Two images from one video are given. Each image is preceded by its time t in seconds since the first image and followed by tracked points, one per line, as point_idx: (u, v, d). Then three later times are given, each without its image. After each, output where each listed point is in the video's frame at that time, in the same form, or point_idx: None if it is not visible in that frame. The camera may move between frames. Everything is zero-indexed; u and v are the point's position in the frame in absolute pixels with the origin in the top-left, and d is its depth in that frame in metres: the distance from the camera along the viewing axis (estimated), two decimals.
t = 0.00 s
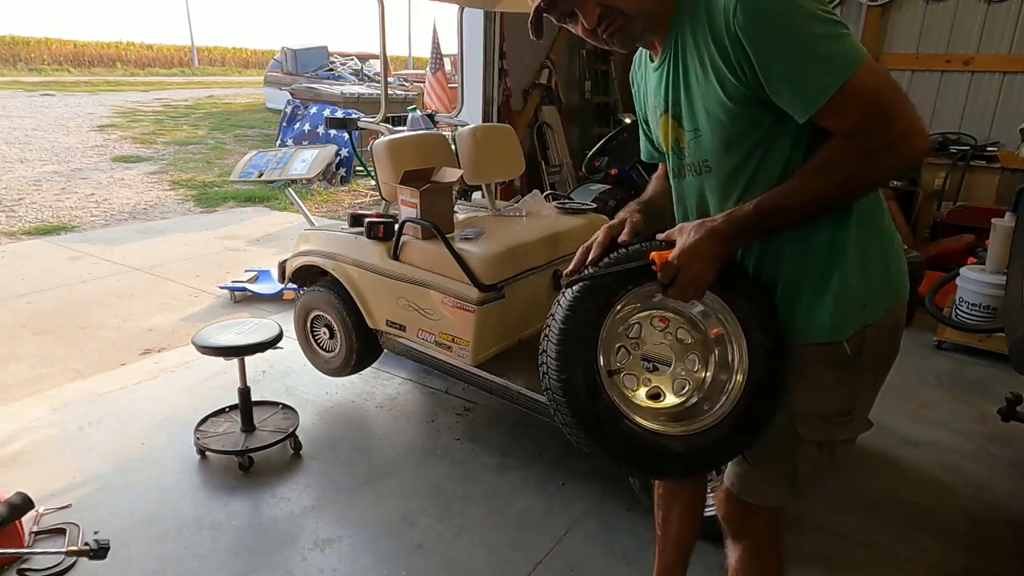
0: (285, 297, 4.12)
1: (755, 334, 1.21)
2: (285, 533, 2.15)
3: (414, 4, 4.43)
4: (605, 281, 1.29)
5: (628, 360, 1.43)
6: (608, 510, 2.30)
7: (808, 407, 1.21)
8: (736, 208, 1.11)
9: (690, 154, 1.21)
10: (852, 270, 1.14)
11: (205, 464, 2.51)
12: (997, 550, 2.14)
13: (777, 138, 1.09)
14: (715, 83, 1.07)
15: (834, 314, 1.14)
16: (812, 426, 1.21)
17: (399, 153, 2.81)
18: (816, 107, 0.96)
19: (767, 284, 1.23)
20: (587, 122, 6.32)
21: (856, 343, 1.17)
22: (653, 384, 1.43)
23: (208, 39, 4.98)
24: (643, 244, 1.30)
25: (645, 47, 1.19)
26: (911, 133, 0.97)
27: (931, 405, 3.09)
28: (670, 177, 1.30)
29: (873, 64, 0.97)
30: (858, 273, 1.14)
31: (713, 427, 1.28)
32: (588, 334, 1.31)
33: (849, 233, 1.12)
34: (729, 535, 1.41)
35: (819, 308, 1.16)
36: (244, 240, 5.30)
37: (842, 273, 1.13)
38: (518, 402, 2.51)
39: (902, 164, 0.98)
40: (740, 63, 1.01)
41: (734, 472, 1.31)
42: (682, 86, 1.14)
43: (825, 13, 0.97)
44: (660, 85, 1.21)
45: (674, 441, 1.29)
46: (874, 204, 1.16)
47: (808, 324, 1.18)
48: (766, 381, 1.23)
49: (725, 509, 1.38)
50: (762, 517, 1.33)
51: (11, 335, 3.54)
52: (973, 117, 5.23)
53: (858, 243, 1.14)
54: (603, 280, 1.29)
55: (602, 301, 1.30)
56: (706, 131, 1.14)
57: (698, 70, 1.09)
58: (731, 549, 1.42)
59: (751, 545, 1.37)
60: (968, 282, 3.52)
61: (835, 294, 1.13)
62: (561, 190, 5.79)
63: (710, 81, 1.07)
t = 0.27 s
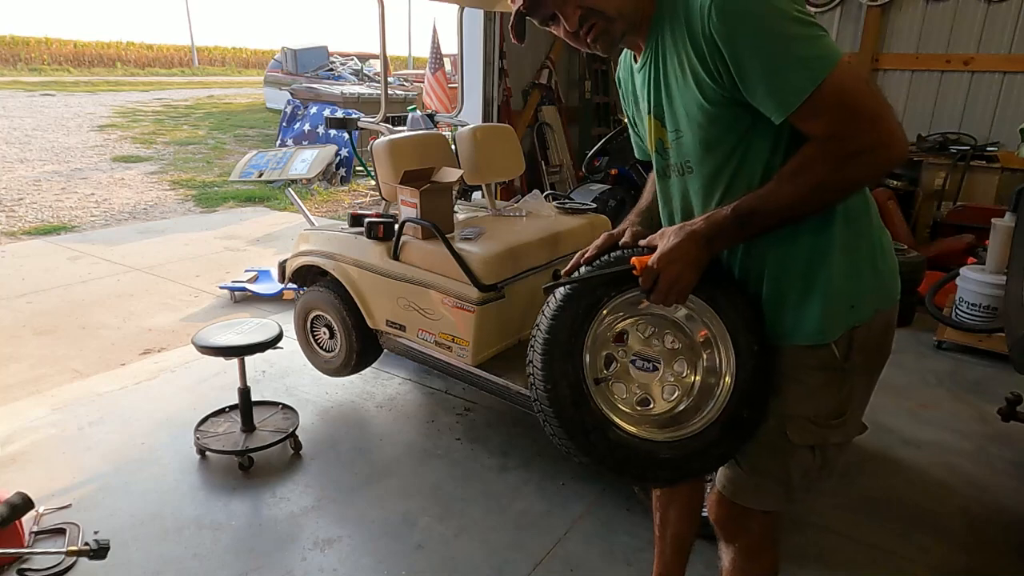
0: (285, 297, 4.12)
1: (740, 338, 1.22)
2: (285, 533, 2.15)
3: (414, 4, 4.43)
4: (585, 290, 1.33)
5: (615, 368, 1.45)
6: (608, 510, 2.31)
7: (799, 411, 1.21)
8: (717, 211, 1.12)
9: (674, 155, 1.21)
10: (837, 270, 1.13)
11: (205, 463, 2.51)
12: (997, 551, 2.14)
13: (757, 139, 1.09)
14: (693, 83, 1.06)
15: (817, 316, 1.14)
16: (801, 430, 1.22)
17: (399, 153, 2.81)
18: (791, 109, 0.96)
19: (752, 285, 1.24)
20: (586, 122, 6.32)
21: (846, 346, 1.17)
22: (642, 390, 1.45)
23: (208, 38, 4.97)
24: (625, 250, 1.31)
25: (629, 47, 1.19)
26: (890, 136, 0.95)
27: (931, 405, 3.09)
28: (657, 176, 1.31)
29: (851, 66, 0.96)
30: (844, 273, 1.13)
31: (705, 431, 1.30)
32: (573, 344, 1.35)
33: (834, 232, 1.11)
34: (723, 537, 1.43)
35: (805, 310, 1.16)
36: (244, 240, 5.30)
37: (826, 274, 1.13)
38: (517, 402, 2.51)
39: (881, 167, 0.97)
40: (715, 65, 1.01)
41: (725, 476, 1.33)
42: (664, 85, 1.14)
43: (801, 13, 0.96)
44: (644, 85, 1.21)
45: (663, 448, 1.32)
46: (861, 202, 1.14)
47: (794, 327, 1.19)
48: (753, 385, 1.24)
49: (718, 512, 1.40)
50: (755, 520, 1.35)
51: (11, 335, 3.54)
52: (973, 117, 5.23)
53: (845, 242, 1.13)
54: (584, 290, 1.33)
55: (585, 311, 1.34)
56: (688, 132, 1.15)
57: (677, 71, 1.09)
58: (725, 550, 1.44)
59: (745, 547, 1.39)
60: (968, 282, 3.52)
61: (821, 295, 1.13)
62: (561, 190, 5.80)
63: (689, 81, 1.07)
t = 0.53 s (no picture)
0: (285, 297, 4.12)
1: (734, 342, 1.21)
2: (285, 533, 2.15)
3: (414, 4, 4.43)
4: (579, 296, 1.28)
5: (609, 376, 1.42)
6: (608, 510, 2.31)
7: (793, 413, 1.22)
8: (706, 214, 1.12)
9: (662, 156, 1.22)
10: (827, 269, 1.13)
11: (205, 464, 2.51)
12: (997, 551, 2.14)
13: (745, 139, 1.09)
14: (681, 84, 1.07)
15: (809, 317, 1.15)
16: (796, 432, 1.23)
17: (399, 153, 2.81)
18: (776, 109, 0.96)
19: (742, 286, 1.24)
20: (586, 122, 6.32)
21: (838, 347, 1.18)
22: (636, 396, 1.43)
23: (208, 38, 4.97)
24: (616, 255, 1.28)
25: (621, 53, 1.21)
26: (877, 136, 0.95)
27: (931, 405, 3.09)
28: (646, 176, 1.31)
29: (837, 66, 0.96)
30: (833, 273, 1.14)
31: (702, 437, 1.28)
32: (568, 355, 1.30)
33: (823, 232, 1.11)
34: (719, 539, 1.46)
35: (797, 312, 1.16)
36: (244, 240, 5.30)
37: (816, 275, 1.13)
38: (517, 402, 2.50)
39: (868, 168, 0.97)
40: (701, 65, 1.01)
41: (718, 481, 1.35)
42: (652, 86, 1.15)
43: (785, 13, 0.96)
44: (632, 85, 1.21)
45: (662, 456, 1.28)
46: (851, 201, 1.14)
47: (784, 329, 1.19)
48: (749, 389, 1.23)
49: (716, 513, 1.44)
50: (751, 521, 1.37)
51: (11, 335, 3.54)
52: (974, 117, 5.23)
53: (834, 242, 1.13)
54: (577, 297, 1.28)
55: (578, 320, 1.29)
56: (676, 133, 1.15)
57: (664, 72, 1.09)
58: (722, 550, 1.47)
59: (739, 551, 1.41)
60: (968, 282, 3.52)
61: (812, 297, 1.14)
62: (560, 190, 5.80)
63: (677, 82, 1.07)
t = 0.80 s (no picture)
0: (285, 297, 4.12)
1: (730, 343, 1.21)
2: (285, 533, 2.15)
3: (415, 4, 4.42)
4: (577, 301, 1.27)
5: (606, 382, 1.41)
6: (608, 510, 2.31)
7: (790, 414, 1.24)
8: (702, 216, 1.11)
9: (656, 158, 1.22)
10: (823, 269, 1.13)
11: (206, 464, 2.51)
12: (997, 551, 2.14)
13: (738, 140, 1.09)
14: (674, 85, 1.07)
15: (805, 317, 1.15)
16: (794, 433, 1.25)
17: (399, 153, 2.81)
18: (770, 110, 0.96)
19: (738, 287, 1.24)
20: (587, 122, 6.32)
21: (833, 348, 1.20)
22: (632, 401, 1.43)
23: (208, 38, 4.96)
24: (611, 259, 1.27)
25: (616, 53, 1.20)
26: (872, 136, 0.95)
27: (931, 405, 3.09)
28: (640, 179, 1.31)
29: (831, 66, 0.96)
30: (829, 274, 1.14)
31: (701, 440, 1.28)
32: (566, 359, 1.28)
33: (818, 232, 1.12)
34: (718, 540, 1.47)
35: (793, 314, 1.17)
36: (244, 240, 5.30)
37: (810, 275, 1.13)
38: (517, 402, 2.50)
39: (863, 168, 0.96)
40: (694, 67, 1.01)
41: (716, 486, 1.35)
42: (645, 88, 1.15)
43: (779, 14, 0.96)
44: (626, 88, 1.21)
45: (660, 461, 1.27)
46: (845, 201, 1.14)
47: (781, 330, 1.20)
48: (746, 390, 1.23)
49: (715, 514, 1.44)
50: (748, 522, 1.38)
51: (11, 335, 3.54)
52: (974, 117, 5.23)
53: (830, 243, 1.13)
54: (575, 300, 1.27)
55: (575, 325, 1.28)
56: (669, 135, 1.15)
57: (658, 74, 1.09)
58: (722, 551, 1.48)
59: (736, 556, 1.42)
60: (968, 282, 3.52)
61: (805, 300, 1.14)
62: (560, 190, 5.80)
63: (670, 83, 1.07)
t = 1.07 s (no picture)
0: (285, 297, 4.12)
1: (728, 344, 1.21)
2: (286, 533, 2.15)
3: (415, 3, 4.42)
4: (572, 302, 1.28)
5: (603, 383, 1.42)
6: (607, 510, 2.31)
7: (789, 416, 1.23)
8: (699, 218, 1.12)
9: (651, 161, 1.22)
10: (821, 269, 1.13)
11: (206, 464, 2.51)
12: (997, 551, 2.14)
13: (733, 143, 1.09)
14: (669, 88, 1.07)
15: (803, 317, 1.15)
16: (794, 435, 1.24)
17: (399, 153, 2.81)
18: (764, 111, 0.96)
19: (736, 288, 1.24)
20: (586, 122, 6.32)
21: (832, 350, 1.18)
22: (630, 403, 1.43)
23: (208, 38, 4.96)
24: (609, 260, 1.28)
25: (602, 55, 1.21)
26: (867, 137, 0.95)
27: (931, 405, 3.09)
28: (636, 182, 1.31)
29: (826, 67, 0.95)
30: (827, 273, 1.13)
31: (698, 441, 1.28)
32: (561, 359, 1.30)
33: (816, 232, 1.11)
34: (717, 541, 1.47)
35: (791, 315, 1.17)
36: (244, 240, 5.30)
37: (808, 274, 1.13)
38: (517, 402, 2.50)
39: (858, 168, 0.96)
40: (688, 70, 1.01)
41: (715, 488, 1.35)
42: (640, 91, 1.15)
43: (772, 14, 0.95)
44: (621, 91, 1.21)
45: (656, 462, 1.28)
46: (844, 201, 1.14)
47: (779, 332, 1.19)
48: (743, 391, 1.23)
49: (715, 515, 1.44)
50: (749, 524, 1.38)
51: (10, 335, 3.54)
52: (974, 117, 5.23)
53: (828, 242, 1.13)
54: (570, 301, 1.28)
55: (571, 326, 1.30)
56: (664, 137, 1.15)
57: (652, 77, 1.10)
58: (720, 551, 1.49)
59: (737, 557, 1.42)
60: (968, 282, 3.52)
61: (804, 300, 1.14)
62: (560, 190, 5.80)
63: (665, 86, 1.07)
